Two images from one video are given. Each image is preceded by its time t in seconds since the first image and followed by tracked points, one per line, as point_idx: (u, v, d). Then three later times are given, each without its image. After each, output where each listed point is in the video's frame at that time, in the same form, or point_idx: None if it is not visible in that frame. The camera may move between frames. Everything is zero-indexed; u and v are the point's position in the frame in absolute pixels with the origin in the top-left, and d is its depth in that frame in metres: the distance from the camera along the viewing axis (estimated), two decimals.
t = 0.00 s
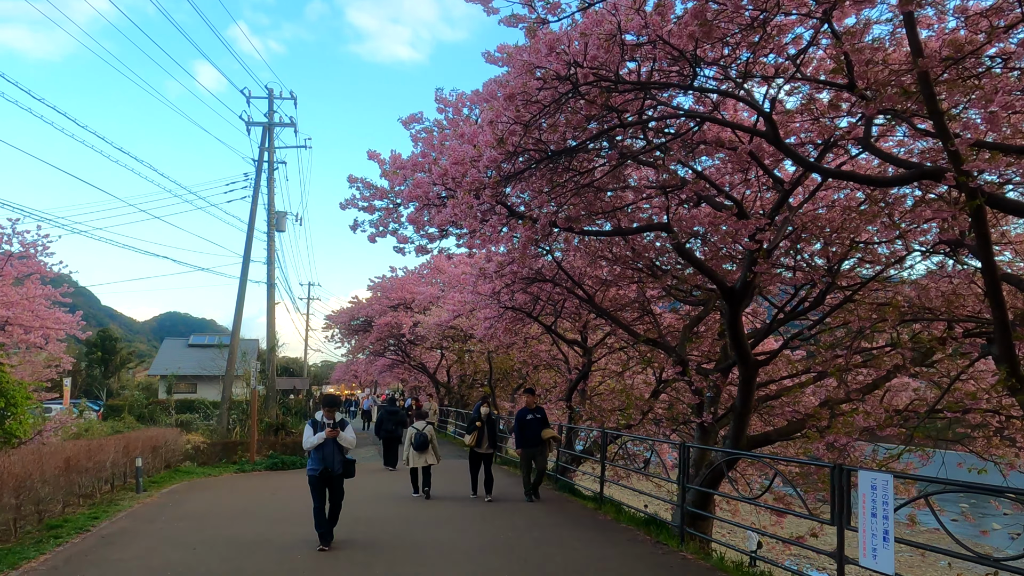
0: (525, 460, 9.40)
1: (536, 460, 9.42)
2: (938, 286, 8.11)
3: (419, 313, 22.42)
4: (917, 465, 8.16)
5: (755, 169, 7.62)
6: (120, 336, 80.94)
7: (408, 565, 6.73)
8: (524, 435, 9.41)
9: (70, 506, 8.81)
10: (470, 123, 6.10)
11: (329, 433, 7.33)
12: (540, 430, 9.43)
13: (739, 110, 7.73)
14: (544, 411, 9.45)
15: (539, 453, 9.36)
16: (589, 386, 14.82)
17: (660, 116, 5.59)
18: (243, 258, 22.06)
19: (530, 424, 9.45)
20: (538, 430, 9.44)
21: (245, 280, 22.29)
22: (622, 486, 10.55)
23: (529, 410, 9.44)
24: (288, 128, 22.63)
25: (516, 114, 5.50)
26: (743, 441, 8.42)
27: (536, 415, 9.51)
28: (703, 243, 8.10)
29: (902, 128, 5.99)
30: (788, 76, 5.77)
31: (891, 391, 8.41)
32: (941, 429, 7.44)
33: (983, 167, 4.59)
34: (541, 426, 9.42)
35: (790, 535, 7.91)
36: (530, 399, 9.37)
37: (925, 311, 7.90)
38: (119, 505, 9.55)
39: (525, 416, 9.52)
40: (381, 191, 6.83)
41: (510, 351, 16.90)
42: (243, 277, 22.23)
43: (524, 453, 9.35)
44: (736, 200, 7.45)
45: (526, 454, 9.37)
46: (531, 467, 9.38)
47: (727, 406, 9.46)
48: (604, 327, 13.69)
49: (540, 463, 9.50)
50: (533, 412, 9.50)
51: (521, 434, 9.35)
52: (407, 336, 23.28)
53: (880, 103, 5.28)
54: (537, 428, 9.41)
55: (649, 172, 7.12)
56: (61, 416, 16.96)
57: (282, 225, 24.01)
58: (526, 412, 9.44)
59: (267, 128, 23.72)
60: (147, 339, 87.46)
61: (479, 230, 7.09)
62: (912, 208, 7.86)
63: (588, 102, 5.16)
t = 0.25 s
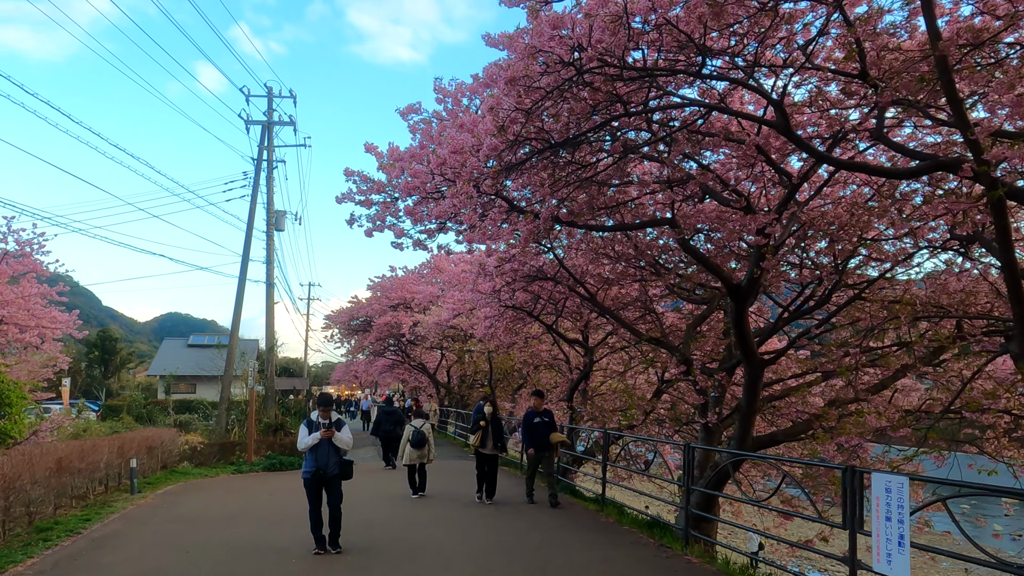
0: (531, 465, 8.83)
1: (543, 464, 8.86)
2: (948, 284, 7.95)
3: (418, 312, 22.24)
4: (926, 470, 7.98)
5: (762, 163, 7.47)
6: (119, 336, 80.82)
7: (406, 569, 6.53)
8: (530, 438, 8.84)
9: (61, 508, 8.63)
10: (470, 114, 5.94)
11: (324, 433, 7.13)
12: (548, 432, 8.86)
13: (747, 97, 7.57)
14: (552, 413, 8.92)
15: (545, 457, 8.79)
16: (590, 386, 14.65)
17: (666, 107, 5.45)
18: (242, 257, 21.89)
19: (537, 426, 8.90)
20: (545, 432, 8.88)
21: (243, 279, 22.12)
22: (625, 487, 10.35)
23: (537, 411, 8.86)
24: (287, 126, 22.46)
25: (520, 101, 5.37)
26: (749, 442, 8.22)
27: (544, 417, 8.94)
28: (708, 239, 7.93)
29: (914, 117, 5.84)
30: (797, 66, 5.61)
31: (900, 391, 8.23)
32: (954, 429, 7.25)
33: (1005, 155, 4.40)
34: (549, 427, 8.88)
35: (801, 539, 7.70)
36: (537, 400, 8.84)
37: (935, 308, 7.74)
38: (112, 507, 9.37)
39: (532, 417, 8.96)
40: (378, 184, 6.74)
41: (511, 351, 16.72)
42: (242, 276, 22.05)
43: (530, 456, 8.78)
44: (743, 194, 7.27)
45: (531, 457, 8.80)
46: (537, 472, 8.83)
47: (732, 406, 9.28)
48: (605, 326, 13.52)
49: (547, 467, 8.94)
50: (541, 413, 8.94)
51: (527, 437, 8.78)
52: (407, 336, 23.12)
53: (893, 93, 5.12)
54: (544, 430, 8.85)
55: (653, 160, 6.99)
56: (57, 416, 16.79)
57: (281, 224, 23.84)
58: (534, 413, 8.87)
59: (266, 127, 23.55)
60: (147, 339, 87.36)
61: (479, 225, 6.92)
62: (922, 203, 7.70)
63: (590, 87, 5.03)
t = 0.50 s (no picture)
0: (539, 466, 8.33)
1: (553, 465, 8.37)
2: (959, 281, 7.77)
3: (418, 311, 22.08)
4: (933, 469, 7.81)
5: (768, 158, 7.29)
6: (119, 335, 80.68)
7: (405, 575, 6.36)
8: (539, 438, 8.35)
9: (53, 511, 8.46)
10: (470, 106, 5.76)
11: (322, 437, 6.81)
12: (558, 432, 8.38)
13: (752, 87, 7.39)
14: (562, 412, 8.47)
15: (556, 459, 8.29)
16: (592, 385, 14.47)
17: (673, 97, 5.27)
18: (240, 256, 21.73)
19: (547, 426, 8.42)
20: (555, 432, 8.40)
21: (242, 278, 21.96)
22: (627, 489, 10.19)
23: (547, 410, 8.38)
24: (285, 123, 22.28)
25: (522, 89, 5.21)
26: (755, 444, 8.05)
27: (554, 415, 8.46)
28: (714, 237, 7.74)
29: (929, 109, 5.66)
30: (807, 56, 5.44)
31: (910, 391, 8.05)
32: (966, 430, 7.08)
33: None
34: (559, 427, 8.42)
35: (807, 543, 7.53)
36: (547, 397, 8.39)
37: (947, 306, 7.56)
38: (105, 509, 9.19)
39: (541, 416, 8.47)
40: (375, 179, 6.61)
41: (511, 350, 16.56)
42: (240, 275, 21.88)
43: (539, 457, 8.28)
44: (749, 190, 7.10)
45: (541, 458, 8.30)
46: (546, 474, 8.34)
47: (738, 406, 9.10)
48: (607, 325, 13.35)
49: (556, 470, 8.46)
50: (550, 412, 8.47)
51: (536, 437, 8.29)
52: (407, 335, 22.95)
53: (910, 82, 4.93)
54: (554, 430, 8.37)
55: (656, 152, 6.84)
56: (53, 417, 16.61)
57: (280, 223, 23.66)
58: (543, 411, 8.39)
59: (265, 125, 23.37)
60: (147, 338, 87.25)
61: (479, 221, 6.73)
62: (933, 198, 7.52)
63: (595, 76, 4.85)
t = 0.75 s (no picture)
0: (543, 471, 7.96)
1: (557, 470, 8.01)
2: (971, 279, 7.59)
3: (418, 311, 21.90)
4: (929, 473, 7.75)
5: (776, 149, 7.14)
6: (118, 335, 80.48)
7: None
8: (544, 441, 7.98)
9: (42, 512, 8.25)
10: (470, 93, 5.59)
11: (322, 439, 6.38)
12: (564, 435, 8.00)
13: (760, 78, 7.23)
14: (570, 414, 8.07)
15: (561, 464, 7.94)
16: (593, 386, 14.29)
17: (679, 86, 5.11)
18: (239, 255, 21.55)
19: (553, 428, 8.02)
20: (561, 436, 8.02)
21: (240, 277, 21.77)
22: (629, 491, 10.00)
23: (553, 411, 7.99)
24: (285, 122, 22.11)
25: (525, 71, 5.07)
26: (761, 445, 7.85)
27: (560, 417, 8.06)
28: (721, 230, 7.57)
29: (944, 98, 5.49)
30: (819, 44, 5.27)
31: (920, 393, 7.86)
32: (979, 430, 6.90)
33: None
34: (565, 431, 8.02)
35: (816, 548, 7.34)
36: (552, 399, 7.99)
37: (958, 305, 7.37)
38: (96, 511, 8.99)
39: (547, 419, 8.08)
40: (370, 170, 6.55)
41: (512, 350, 16.38)
42: (239, 274, 21.69)
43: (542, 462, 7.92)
44: (757, 184, 6.91)
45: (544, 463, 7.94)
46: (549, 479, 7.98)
47: (743, 407, 8.90)
48: (609, 325, 13.16)
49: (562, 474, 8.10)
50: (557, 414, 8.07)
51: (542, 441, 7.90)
52: (407, 335, 22.77)
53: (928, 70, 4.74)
54: (560, 433, 7.99)
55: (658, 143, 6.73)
56: (47, 417, 16.39)
57: (279, 222, 23.48)
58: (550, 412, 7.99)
59: (264, 123, 23.20)
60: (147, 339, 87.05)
61: (480, 214, 6.54)
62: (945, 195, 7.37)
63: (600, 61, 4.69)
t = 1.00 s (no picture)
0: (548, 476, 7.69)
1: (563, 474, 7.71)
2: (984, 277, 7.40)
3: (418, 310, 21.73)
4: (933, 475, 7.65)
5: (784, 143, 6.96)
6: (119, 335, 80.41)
7: None
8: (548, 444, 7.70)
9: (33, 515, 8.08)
10: (469, 84, 5.41)
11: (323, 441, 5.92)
12: (569, 438, 7.72)
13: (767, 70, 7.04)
14: (575, 415, 7.79)
15: (566, 467, 7.66)
16: (595, 386, 14.12)
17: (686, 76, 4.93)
18: (238, 254, 21.38)
19: (557, 431, 7.74)
20: (566, 438, 7.74)
21: (239, 276, 21.60)
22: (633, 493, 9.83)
23: (557, 413, 7.73)
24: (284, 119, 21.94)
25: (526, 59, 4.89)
26: (768, 447, 7.67)
27: (565, 419, 7.78)
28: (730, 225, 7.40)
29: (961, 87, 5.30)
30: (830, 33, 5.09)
31: (932, 393, 7.67)
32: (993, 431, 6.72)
33: None
34: (570, 433, 7.74)
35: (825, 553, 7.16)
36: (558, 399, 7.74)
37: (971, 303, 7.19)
38: (90, 514, 8.82)
39: (551, 421, 7.81)
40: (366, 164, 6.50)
41: (513, 349, 16.21)
42: (238, 273, 21.53)
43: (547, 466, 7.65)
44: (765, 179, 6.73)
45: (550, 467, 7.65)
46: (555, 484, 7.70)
47: (749, 407, 8.72)
48: (612, 324, 12.99)
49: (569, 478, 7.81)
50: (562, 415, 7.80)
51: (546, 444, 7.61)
52: (407, 334, 22.61)
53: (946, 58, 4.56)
54: (565, 435, 7.71)
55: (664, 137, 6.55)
56: (44, 417, 16.23)
57: (279, 220, 23.31)
58: (553, 414, 7.73)
59: (263, 120, 23.03)
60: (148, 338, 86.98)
61: (480, 210, 6.36)
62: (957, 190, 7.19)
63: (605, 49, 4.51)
